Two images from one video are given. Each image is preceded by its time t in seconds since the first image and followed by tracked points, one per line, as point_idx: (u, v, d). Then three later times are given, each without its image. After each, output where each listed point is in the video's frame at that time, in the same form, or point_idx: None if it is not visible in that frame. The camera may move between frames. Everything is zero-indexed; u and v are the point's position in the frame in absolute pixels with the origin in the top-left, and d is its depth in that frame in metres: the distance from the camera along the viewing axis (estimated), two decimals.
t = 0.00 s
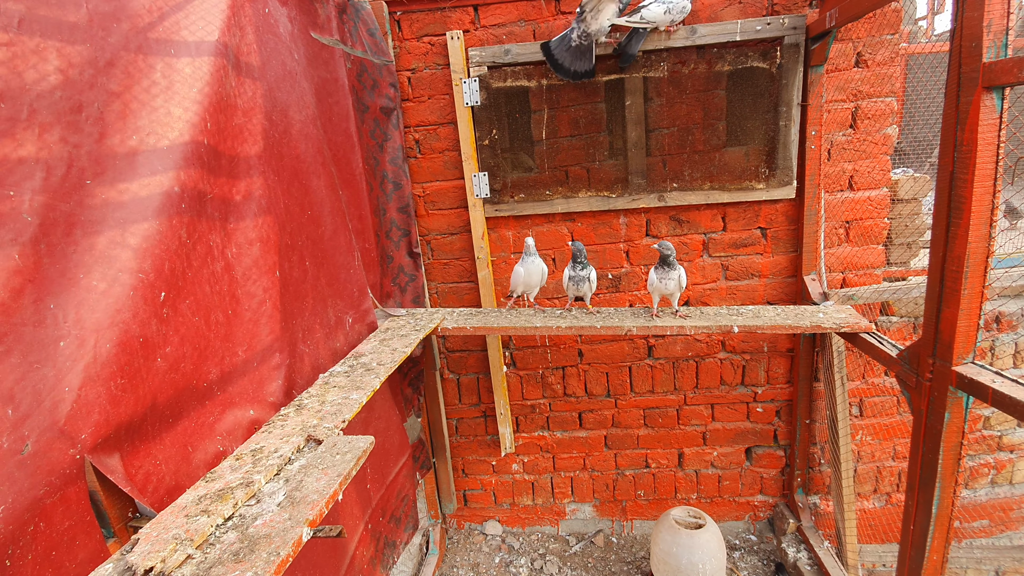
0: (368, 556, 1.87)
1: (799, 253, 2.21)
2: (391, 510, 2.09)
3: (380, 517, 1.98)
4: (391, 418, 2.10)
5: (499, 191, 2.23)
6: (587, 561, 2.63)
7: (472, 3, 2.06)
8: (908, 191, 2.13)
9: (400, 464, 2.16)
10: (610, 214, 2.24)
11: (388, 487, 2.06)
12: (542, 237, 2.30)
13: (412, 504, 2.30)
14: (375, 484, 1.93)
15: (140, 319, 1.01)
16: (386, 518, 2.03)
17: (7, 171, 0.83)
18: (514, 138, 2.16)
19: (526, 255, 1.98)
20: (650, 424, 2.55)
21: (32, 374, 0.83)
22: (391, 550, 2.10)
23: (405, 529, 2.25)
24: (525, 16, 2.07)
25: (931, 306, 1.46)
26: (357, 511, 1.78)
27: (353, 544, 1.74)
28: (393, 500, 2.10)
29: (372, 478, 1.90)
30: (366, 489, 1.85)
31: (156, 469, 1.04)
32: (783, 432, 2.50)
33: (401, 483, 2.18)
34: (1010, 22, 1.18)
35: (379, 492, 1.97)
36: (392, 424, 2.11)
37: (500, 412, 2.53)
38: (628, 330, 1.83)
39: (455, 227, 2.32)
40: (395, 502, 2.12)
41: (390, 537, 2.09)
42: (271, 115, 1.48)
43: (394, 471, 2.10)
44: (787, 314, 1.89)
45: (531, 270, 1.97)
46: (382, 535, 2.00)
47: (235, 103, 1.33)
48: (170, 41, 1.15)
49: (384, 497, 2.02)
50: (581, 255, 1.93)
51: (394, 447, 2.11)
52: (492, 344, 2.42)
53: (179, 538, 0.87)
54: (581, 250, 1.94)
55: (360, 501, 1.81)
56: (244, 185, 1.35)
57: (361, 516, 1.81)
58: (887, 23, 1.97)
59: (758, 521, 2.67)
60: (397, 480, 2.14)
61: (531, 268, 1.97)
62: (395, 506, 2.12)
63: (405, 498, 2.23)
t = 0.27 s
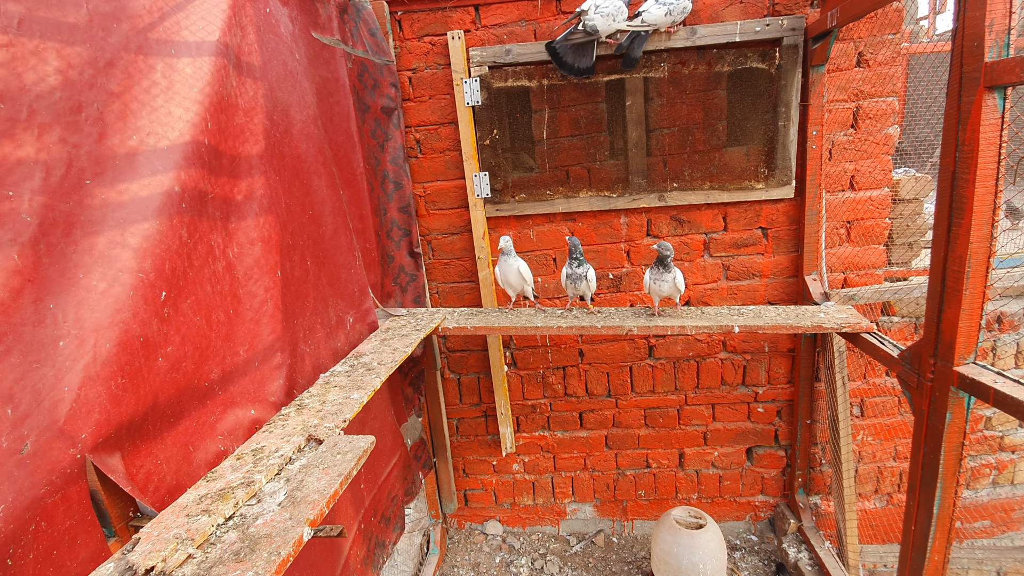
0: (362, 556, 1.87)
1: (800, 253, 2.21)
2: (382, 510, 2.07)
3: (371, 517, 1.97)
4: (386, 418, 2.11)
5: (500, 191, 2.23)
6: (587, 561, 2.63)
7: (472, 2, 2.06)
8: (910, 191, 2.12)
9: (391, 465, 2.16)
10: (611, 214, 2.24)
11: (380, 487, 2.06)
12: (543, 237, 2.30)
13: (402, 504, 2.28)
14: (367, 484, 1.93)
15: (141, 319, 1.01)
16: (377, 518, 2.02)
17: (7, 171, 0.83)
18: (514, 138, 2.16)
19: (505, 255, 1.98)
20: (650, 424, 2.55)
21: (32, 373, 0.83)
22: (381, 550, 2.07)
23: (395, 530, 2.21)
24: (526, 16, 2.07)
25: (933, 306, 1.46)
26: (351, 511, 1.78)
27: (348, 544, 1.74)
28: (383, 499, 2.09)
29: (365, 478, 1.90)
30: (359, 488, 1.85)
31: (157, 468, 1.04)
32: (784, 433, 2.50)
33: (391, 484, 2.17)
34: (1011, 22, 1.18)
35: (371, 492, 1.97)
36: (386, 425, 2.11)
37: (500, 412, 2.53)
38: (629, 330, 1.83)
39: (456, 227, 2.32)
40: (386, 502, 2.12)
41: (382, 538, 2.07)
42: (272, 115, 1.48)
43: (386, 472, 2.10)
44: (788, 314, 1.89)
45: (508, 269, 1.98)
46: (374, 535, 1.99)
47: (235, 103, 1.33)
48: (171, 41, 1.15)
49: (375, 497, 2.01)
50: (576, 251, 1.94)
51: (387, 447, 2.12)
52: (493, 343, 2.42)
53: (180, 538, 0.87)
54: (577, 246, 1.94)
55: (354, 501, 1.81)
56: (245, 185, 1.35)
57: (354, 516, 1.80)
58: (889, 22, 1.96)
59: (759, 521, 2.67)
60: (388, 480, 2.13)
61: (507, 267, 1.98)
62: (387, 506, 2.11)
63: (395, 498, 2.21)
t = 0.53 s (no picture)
0: (364, 555, 1.87)
1: (800, 253, 2.21)
2: (385, 509, 2.08)
3: (373, 516, 1.97)
4: (386, 418, 2.11)
5: (501, 191, 2.23)
6: (588, 560, 2.63)
7: (473, 2, 2.06)
8: (910, 191, 2.14)
9: (394, 464, 2.16)
10: (611, 213, 2.24)
11: (383, 486, 2.06)
12: (543, 237, 2.30)
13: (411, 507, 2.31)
14: (369, 484, 1.93)
15: (141, 319, 1.01)
16: (380, 518, 2.02)
17: (7, 171, 0.83)
18: (514, 138, 2.16)
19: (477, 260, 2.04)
20: (650, 424, 2.55)
21: (33, 373, 0.83)
22: (384, 550, 2.07)
23: (398, 530, 2.22)
24: (526, 16, 2.07)
25: (933, 306, 1.46)
26: (352, 511, 1.78)
27: (349, 544, 1.74)
28: (386, 500, 2.09)
29: (367, 478, 1.90)
30: (360, 489, 1.84)
31: (157, 468, 1.04)
32: (784, 432, 2.50)
33: (394, 484, 2.18)
34: (1012, 22, 1.18)
35: (374, 491, 1.97)
36: (388, 424, 2.12)
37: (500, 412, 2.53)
38: (629, 330, 1.83)
39: (456, 226, 2.32)
40: (389, 501, 2.12)
41: (384, 537, 2.07)
42: (272, 114, 1.49)
43: (388, 472, 2.10)
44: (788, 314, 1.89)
45: (482, 276, 2.02)
46: (377, 535, 2.00)
47: (236, 103, 1.33)
48: (171, 41, 1.15)
49: (378, 497, 2.01)
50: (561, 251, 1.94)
51: (389, 447, 2.12)
52: (493, 343, 2.42)
53: (180, 537, 0.87)
54: (562, 247, 1.94)
55: (355, 501, 1.81)
56: (245, 185, 1.35)
57: (356, 516, 1.81)
58: (890, 21, 1.96)
59: (759, 521, 2.67)
60: (390, 480, 2.14)
61: (480, 272, 2.02)
62: (389, 506, 2.12)
63: (399, 498, 2.22)
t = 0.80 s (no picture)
0: (367, 555, 1.87)
1: (800, 253, 2.21)
2: (388, 509, 2.08)
3: (377, 516, 1.97)
4: (388, 419, 2.11)
5: (500, 191, 2.23)
6: (588, 560, 2.63)
7: (473, 2, 2.06)
8: (910, 190, 2.13)
9: (396, 464, 2.16)
10: (611, 213, 2.24)
11: (386, 486, 2.06)
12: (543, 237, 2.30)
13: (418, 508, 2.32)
14: (372, 483, 1.93)
15: (141, 319, 1.01)
16: (383, 518, 2.02)
17: (7, 171, 0.83)
18: (514, 138, 2.16)
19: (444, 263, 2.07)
20: (650, 424, 2.55)
21: (33, 373, 0.83)
22: (387, 550, 2.07)
23: (402, 529, 2.22)
24: (526, 16, 2.07)
25: (933, 306, 1.46)
26: (354, 511, 1.78)
27: (350, 544, 1.74)
28: (390, 499, 2.09)
29: (370, 477, 1.90)
30: (361, 489, 1.84)
31: (157, 468, 1.04)
32: (784, 432, 2.50)
33: (397, 484, 2.18)
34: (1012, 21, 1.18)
35: (377, 491, 1.97)
36: (389, 424, 2.12)
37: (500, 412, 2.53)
38: (629, 330, 1.82)
39: (456, 226, 2.33)
40: (393, 501, 2.12)
41: (389, 537, 2.08)
42: (272, 114, 1.49)
43: (391, 472, 2.10)
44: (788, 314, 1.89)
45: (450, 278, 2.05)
46: (380, 535, 2.00)
47: (236, 103, 1.33)
48: (171, 41, 1.15)
49: (381, 496, 2.01)
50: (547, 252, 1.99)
51: (392, 447, 2.12)
52: (493, 343, 2.42)
53: (180, 537, 0.87)
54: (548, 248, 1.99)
55: (357, 501, 1.81)
56: (245, 185, 1.35)
57: (358, 516, 1.81)
58: (890, 21, 1.96)
59: (759, 521, 2.67)
60: (396, 479, 2.14)
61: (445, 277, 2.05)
62: (394, 506, 2.12)
63: (402, 498, 2.22)
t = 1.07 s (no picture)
0: (366, 555, 1.87)
1: (801, 253, 2.21)
2: (388, 509, 2.08)
3: (377, 516, 1.97)
4: (388, 419, 2.10)
5: (501, 190, 2.24)
6: (588, 560, 2.63)
7: (473, 2, 2.06)
8: (910, 190, 2.13)
9: (396, 464, 2.16)
10: (612, 213, 2.24)
11: (386, 486, 2.06)
12: (543, 237, 2.30)
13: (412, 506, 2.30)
14: (372, 483, 1.93)
15: (141, 319, 1.01)
16: (383, 518, 2.02)
17: (7, 171, 0.83)
18: (515, 137, 2.16)
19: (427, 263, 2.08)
20: (650, 424, 2.55)
21: (33, 373, 0.83)
22: (387, 550, 2.07)
23: (403, 529, 2.22)
24: (526, 16, 2.07)
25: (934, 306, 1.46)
26: (354, 511, 1.78)
27: (350, 544, 1.74)
28: (390, 499, 2.09)
29: (370, 477, 1.90)
30: (361, 489, 1.84)
31: (157, 468, 1.04)
32: (785, 432, 2.50)
33: (397, 483, 2.17)
34: (1012, 21, 1.18)
35: (377, 491, 1.97)
36: (389, 424, 2.12)
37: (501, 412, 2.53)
38: (630, 329, 1.82)
39: (456, 226, 2.33)
40: (393, 501, 2.12)
41: (388, 537, 2.07)
42: (273, 114, 1.49)
43: (391, 472, 2.10)
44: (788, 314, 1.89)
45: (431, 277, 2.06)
46: (380, 534, 2.00)
47: (236, 103, 1.33)
48: (171, 41, 1.15)
49: (381, 496, 2.01)
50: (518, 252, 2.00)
51: (392, 447, 2.12)
52: (493, 343, 2.42)
53: (180, 537, 0.87)
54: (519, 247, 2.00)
55: (358, 500, 1.81)
56: (246, 184, 1.35)
57: (358, 515, 1.81)
58: (890, 21, 1.96)
59: (759, 521, 2.67)
60: (395, 479, 2.14)
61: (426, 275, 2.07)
62: (393, 505, 2.12)
63: (402, 497, 2.22)
